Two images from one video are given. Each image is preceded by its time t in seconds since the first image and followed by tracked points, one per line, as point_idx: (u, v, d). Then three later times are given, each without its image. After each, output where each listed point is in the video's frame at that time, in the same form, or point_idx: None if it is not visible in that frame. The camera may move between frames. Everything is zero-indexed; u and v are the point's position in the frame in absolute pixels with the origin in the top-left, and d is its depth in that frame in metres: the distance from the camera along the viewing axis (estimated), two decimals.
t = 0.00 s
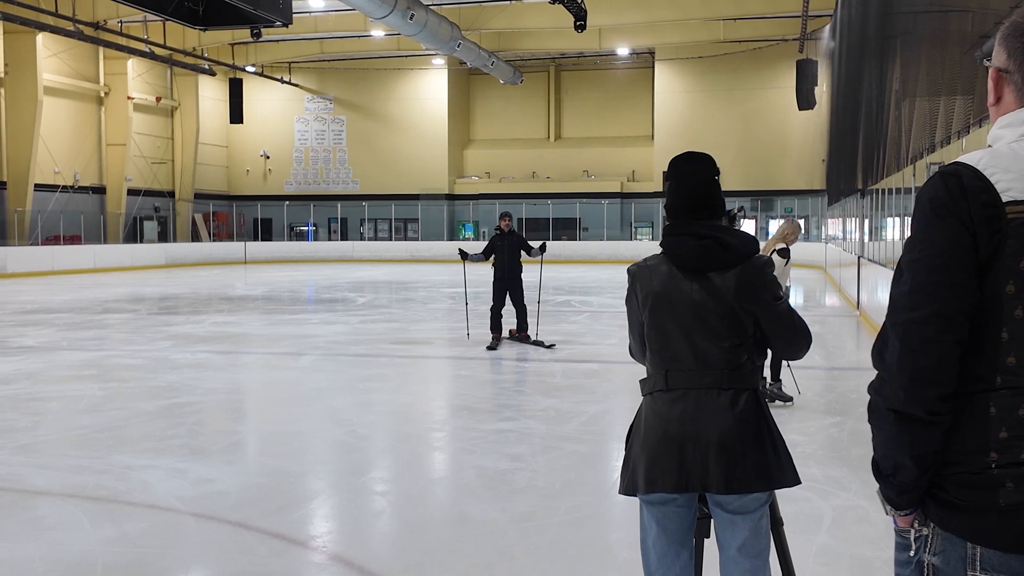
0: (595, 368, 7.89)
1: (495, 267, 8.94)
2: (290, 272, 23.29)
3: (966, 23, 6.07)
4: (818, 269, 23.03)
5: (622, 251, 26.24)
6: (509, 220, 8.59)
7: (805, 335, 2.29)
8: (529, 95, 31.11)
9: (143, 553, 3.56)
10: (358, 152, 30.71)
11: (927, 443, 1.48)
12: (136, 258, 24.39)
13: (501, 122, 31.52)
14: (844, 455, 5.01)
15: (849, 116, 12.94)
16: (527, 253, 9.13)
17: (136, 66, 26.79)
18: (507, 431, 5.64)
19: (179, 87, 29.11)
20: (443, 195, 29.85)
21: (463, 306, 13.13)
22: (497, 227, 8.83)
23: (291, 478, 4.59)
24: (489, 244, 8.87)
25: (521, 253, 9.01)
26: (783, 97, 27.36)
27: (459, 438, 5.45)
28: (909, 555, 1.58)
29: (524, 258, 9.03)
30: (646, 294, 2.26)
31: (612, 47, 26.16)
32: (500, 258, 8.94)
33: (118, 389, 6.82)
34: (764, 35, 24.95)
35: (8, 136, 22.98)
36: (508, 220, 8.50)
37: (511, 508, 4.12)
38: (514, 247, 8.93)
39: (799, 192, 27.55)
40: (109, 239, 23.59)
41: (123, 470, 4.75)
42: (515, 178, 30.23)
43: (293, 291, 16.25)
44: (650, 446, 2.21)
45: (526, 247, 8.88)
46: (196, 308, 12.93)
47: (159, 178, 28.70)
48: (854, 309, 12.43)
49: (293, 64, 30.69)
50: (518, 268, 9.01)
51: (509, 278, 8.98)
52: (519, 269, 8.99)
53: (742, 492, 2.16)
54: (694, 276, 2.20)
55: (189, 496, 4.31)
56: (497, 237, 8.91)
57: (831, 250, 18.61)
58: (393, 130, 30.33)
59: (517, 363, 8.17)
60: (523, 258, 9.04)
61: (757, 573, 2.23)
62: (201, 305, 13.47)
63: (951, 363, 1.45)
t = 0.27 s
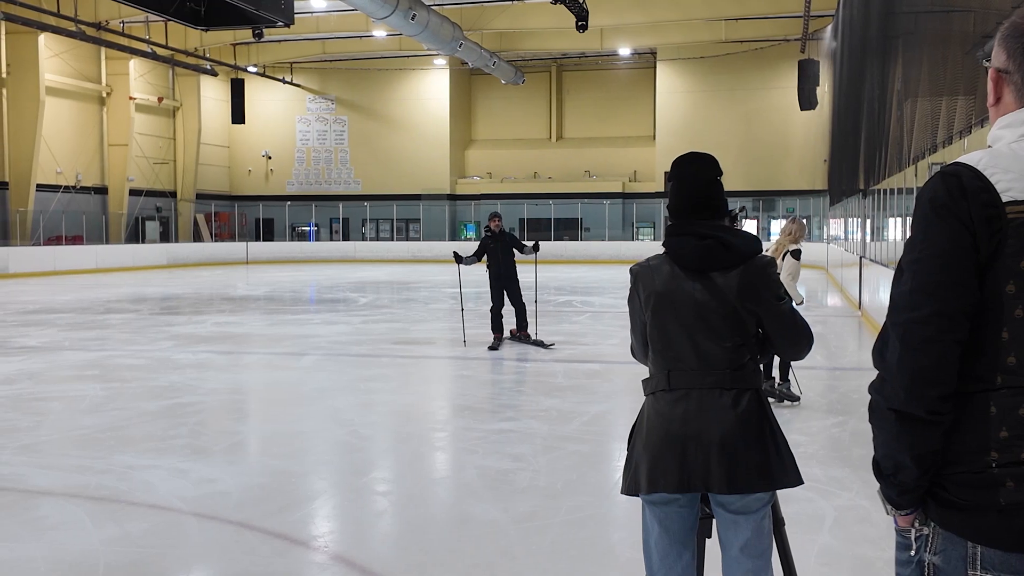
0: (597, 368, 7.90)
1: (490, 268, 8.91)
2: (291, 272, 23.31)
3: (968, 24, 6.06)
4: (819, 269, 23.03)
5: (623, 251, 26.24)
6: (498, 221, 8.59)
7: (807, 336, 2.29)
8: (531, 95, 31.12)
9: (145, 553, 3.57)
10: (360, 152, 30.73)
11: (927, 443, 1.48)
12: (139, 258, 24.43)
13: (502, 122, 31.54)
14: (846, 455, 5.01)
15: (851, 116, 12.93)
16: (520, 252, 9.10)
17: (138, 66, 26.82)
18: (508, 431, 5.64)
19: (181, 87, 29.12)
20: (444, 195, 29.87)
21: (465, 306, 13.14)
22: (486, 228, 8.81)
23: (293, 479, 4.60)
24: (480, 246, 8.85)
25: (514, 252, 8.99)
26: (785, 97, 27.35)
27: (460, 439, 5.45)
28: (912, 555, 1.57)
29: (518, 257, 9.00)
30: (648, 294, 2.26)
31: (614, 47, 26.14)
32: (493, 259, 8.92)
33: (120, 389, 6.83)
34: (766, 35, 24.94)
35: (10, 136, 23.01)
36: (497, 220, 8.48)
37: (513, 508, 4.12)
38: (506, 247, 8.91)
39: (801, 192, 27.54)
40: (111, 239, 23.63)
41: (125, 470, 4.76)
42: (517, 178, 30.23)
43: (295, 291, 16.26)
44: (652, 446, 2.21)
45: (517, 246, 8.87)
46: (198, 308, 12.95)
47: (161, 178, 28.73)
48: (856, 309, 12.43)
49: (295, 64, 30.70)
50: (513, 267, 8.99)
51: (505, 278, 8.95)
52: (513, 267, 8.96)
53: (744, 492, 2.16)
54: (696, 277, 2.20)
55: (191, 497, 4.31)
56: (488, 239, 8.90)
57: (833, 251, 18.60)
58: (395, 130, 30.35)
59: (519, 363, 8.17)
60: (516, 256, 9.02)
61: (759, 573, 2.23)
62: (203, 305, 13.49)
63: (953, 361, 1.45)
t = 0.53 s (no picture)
0: (598, 368, 7.90)
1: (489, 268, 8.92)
2: (293, 272, 23.31)
3: (969, 24, 6.06)
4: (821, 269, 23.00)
5: (625, 251, 26.24)
6: (498, 220, 8.59)
7: (809, 336, 2.28)
8: (532, 95, 31.11)
9: (146, 552, 3.57)
10: (361, 152, 30.72)
11: (928, 442, 1.47)
12: (140, 258, 24.43)
13: (504, 122, 31.53)
14: (847, 455, 5.00)
15: (852, 116, 12.92)
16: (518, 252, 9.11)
17: (139, 66, 26.82)
18: (509, 431, 5.64)
19: (182, 88, 29.14)
20: (446, 195, 29.84)
21: (466, 306, 13.14)
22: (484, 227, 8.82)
23: (294, 478, 4.60)
24: (480, 245, 8.83)
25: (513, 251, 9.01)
26: (786, 97, 27.36)
27: (461, 438, 5.45)
28: (912, 555, 1.57)
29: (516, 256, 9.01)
30: (650, 294, 2.26)
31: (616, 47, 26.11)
32: (491, 258, 8.92)
33: (122, 389, 6.83)
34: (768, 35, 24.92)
35: (12, 136, 23.01)
36: (496, 220, 8.49)
37: (515, 508, 4.12)
38: (505, 246, 8.91)
39: (802, 192, 27.52)
40: (113, 239, 23.63)
41: (127, 469, 4.76)
42: (519, 178, 30.24)
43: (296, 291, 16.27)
44: (654, 445, 2.21)
45: (516, 245, 8.88)
46: (200, 308, 12.96)
47: (162, 178, 28.73)
48: (857, 309, 12.43)
49: (297, 64, 30.72)
50: (512, 266, 9.00)
51: (504, 277, 8.95)
52: (511, 267, 8.97)
53: (744, 492, 2.16)
54: (697, 276, 2.20)
55: (192, 496, 4.31)
56: (487, 238, 8.90)
57: (834, 251, 18.59)
58: (396, 131, 30.33)
59: (520, 363, 8.17)
60: (513, 256, 9.04)
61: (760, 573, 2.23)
62: (205, 305, 13.49)
63: (953, 361, 1.45)
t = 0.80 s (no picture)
0: (599, 368, 7.89)
1: (489, 267, 8.90)
2: (294, 272, 23.31)
3: (971, 24, 6.05)
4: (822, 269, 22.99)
5: (626, 251, 26.23)
6: (501, 220, 8.57)
7: (811, 337, 2.28)
8: (534, 95, 31.10)
9: (148, 552, 3.57)
10: (363, 153, 30.73)
11: (930, 443, 1.47)
12: (142, 258, 24.44)
13: (505, 122, 31.53)
14: (849, 455, 5.00)
15: (854, 115, 12.91)
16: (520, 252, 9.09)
17: (141, 67, 26.83)
18: (511, 431, 5.64)
19: (184, 88, 29.15)
20: (448, 195, 29.85)
21: (468, 306, 13.14)
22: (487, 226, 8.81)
23: (295, 478, 4.60)
24: (482, 244, 8.82)
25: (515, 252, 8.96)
26: (788, 97, 27.37)
27: (462, 438, 5.45)
28: (915, 555, 1.57)
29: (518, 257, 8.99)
30: (651, 295, 2.26)
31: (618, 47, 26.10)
32: (492, 257, 8.89)
33: (124, 389, 6.83)
34: (769, 35, 24.91)
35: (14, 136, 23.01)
36: (500, 218, 8.49)
37: (517, 508, 4.12)
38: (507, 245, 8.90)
39: (805, 192, 27.50)
40: (115, 239, 23.65)
41: (129, 469, 4.76)
42: (520, 178, 30.24)
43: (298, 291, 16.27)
44: (655, 446, 2.21)
45: (518, 245, 8.86)
46: (202, 308, 12.96)
47: (164, 178, 28.75)
48: (859, 309, 12.42)
49: (298, 64, 30.73)
50: (512, 267, 8.97)
51: (503, 277, 8.93)
52: (512, 267, 8.95)
53: (744, 492, 2.16)
54: (698, 275, 2.20)
55: (194, 496, 4.31)
56: (489, 237, 8.89)
57: (836, 251, 18.59)
58: (398, 131, 30.33)
59: (522, 363, 8.17)
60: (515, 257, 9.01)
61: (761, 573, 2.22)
62: (207, 305, 13.50)
63: (956, 361, 1.45)
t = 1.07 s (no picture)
0: (601, 368, 7.90)
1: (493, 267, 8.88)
2: (296, 272, 23.32)
3: (973, 25, 6.05)
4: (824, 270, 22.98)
5: (628, 251, 26.24)
6: (506, 219, 8.61)
7: (814, 337, 2.28)
8: (536, 95, 31.10)
9: (150, 552, 3.58)
10: (365, 152, 30.74)
11: (936, 444, 1.47)
12: (144, 257, 24.45)
13: (507, 122, 31.54)
14: (851, 455, 5.00)
15: (856, 116, 12.91)
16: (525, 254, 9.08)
17: (144, 67, 26.86)
18: (513, 431, 5.64)
19: (186, 88, 29.17)
20: (450, 195, 29.85)
21: (470, 306, 13.14)
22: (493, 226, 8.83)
23: (298, 478, 4.61)
24: (488, 244, 8.86)
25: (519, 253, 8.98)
26: (790, 97, 27.35)
27: (465, 438, 5.46)
28: (920, 556, 1.58)
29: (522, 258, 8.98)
30: (652, 295, 2.26)
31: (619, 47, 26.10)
32: (497, 257, 8.89)
33: (127, 389, 6.84)
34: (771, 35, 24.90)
35: (16, 136, 23.04)
36: (504, 218, 8.50)
37: (519, 508, 4.12)
38: (511, 246, 8.91)
39: (807, 192, 27.48)
40: (118, 239, 23.69)
41: (132, 470, 4.77)
42: (522, 178, 30.22)
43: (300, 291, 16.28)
44: (656, 446, 2.21)
45: (523, 246, 8.86)
46: (204, 308, 12.97)
47: (167, 178, 28.78)
48: (862, 309, 12.42)
49: (300, 64, 30.74)
50: (516, 268, 8.95)
51: (507, 277, 8.89)
52: (516, 268, 8.93)
53: (745, 493, 2.15)
54: (699, 276, 2.20)
55: (196, 496, 4.31)
56: (494, 237, 8.91)
57: (838, 252, 18.58)
58: (400, 131, 30.35)
59: (524, 363, 8.17)
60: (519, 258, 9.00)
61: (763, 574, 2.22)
62: (209, 305, 13.50)
63: (962, 362, 1.45)
